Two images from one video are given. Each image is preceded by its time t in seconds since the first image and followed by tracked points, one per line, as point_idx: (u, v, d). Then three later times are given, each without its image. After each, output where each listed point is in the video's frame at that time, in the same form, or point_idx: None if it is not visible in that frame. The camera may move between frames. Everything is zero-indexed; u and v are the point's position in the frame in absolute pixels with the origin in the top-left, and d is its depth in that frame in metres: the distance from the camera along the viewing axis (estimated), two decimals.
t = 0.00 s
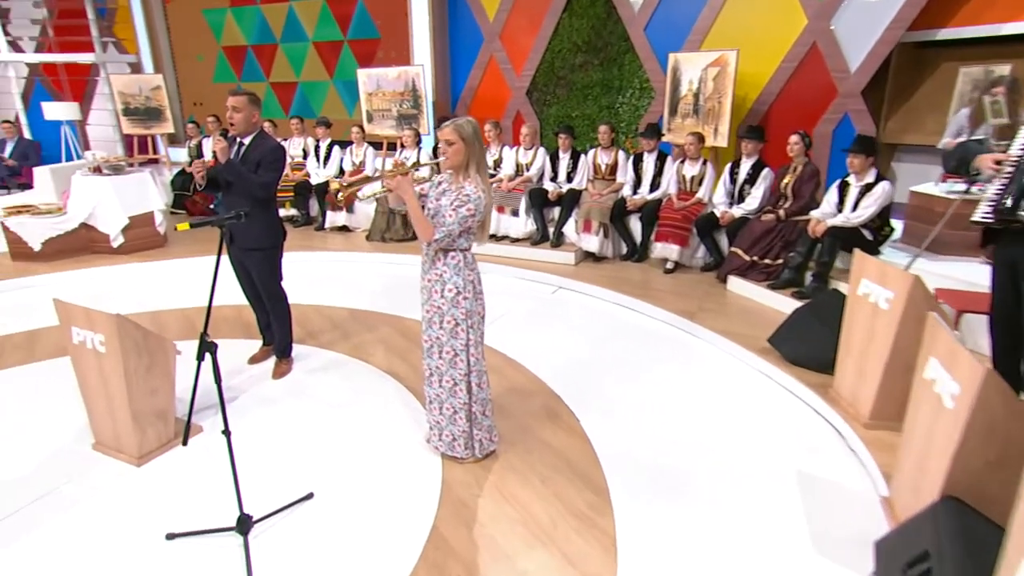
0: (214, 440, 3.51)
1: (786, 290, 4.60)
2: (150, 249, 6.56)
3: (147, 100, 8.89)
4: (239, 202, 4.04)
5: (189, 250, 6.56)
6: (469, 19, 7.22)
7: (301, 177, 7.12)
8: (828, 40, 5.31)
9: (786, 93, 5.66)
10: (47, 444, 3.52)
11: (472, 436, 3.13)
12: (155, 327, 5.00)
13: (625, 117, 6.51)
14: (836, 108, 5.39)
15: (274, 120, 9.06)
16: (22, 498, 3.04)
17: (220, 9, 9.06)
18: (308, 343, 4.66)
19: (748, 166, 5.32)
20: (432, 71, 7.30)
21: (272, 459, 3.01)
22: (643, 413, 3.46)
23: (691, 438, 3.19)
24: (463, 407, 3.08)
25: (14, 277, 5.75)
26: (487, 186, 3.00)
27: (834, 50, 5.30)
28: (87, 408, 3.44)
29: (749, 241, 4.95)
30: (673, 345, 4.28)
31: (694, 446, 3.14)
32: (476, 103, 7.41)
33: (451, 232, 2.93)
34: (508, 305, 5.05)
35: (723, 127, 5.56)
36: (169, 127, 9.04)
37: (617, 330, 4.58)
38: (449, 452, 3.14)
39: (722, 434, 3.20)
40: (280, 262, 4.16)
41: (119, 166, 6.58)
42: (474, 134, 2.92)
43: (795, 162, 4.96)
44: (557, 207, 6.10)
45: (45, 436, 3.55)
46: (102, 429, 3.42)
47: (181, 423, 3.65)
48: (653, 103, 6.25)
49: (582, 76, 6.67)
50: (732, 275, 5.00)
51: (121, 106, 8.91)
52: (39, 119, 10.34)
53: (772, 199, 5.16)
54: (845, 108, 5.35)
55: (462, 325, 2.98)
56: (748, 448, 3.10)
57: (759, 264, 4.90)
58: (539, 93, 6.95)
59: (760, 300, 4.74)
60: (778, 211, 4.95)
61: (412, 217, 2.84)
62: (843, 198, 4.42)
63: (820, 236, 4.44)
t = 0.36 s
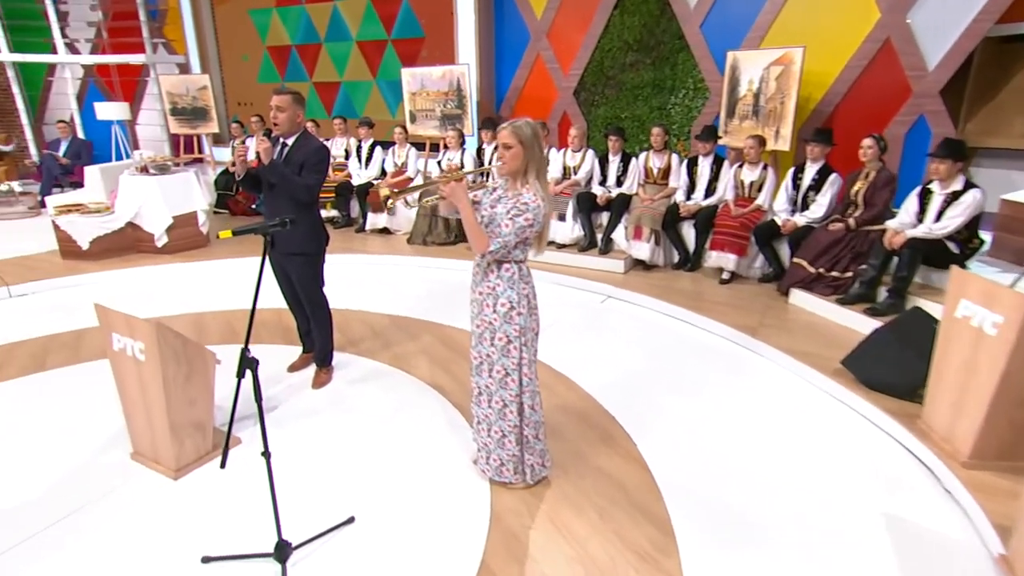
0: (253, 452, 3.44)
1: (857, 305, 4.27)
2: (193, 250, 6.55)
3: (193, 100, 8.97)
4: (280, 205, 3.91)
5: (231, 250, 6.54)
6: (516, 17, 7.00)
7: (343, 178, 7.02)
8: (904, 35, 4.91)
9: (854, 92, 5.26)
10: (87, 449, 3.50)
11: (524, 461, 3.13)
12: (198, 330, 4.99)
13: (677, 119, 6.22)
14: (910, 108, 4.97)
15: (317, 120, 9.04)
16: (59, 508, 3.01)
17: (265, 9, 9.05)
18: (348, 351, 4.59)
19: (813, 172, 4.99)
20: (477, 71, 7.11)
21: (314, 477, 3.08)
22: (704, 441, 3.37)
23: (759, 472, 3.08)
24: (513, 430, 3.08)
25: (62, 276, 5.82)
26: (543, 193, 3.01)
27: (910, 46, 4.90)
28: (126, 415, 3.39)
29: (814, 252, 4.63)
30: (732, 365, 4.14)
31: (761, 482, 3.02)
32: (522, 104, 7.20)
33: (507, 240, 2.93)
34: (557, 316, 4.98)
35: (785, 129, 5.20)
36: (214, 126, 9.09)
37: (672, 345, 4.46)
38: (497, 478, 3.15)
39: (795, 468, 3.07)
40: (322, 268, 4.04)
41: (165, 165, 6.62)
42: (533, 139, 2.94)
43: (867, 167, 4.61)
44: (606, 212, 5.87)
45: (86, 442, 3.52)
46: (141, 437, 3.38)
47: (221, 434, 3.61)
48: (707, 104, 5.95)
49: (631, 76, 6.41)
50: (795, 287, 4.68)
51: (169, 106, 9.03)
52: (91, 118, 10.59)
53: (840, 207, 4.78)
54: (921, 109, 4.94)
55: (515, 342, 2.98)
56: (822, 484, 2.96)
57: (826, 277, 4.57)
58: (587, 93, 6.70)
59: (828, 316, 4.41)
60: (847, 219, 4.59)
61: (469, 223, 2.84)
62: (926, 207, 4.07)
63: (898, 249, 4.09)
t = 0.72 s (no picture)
0: (289, 478, 3.28)
1: (942, 329, 3.90)
2: (228, 254, 6.43)
3: (232, 102, 8.95)
4: (320, 214, 3.74)
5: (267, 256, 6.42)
6: (562, 16, 6.73)
7: (381, 182, 6.84)
8: (993, 31, 4.49)
9: (934, 91, 4.83)
10: (119, 469, 3.37)
11: (578, 497, 2.91)
12: (235, 339, 4.89)
13: (732, 123, 5.87)
14: (997, 112, 4.54)
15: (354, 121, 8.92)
16: (88, 534, 2.88)
17: (308, 12, 9.00)
18: (386, 365, 4.47)
19: (886, 181, 4.61)
20: (521, 73, 6.80)
21: (350, 511, 2.94)
22: (772, 484, 3.11)
23: (841, 526, 2.78)
24: (568, 464, 2.86)
25: (99, 280, 5.76)
26: (608, 204, 2.76)
27: (1000, 44, 4.47)
28: (157, 433, 3.27)
29: (890, 268, 4.25)
30: (797, 393, 3.85)
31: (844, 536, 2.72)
32: (566, 107, 6.91)
33: (567, 255, 2.68)
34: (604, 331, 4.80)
35: (855, 134, 4.84)
36: (252, 129, 9.02)
37: (729, 368, 4.20)
38: (548, 515, 2.93)
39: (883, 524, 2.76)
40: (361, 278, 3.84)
41: (203, 168, 6.55)
42: (598, 145, 2.69)
43: (952, 176, 4.22)
44: (656, 221, 5.63)
45: (117, 461, 3.42)
46: (173, 457, 3.27)
47: (254, 454, 3.48)
48: (766, 108, 5.60)
49: (684, 78, 6.08)
50: (869, 307, 4.31)
51: (209, 108, 9.03)
52: (133, 121, 10.71)
53: (919, 220, 4.41)
54: (1010, 112, 4.50)
55: (573, 369, 2.76)
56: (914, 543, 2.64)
57: (903, 297, 4.19)
58: (635, 96, 6.40)
59: (906, 339, 4.06)
60: (929, 234, 4.21)
61: (524, 235, 2.62)
62: None
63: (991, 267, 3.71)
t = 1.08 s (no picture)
0: (326, 513, 3.03)
1: None
2: (262, 261, 6.29)
3: (269, 105, 8.87)
4: (360, 224, 3.54)
5: (302, 263, 6.22)
6: (609, 15, 6.42)
7: (419, 188, 6.62)
8: None
9: None
10: (147, 497, 3.16)
11: (642, 545, 2.60)
12: (268, 351, 4.72)
13: (794, 128, 5.48)
14: None
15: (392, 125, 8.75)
16: (109, 570, 2.69)
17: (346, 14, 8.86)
18: (426, 385, 4.28)
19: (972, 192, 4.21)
20: (565, 76, 6.52)
21: (388, 551, 2.69)
22: (859, 537, 2.75)
23: None
24: (631, 509, 2.56)
25: (134, 286, 5.64)
26: (684, 221, 2.45)
27: None
28: (186, 457, 3.07)
29: (980, 289, 3.88)
30: (879, 429, 3.48)
31: None
32: (613, 110, 6.58)
33: (637, 277, 2.39)
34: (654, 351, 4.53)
35: (936, 140, 4.41)
36: (288, 132, 8.92)
37: (796, 397, 3.85)
38: (607, 563, 2.64)
39: None
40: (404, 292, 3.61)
41: (239, 173, 6.42)
42: (674, 154, 2.39)
43: None
44: (711, 233, 5.31)
45: (143, 485, 3.26)
46: (202, 483, 3.06)
47: (285, 480, 3.27)
48: (831, 112, 5.21)
49: (741, 80, 5.71)
50: (954, 331, 3.94)
51: (246, 111, 8.97)
52: (172, 124, 10.73)
53: (1011, 236, 4.02)
54: None
55: (640, 404, 2.46)
56: None
57: (995, 321, 3.81)
58: (687, 100, 6.06)
59: (999, 369, 3.68)
60: None
61: (589, 252, 2.33)
62: None
63: None
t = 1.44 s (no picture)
0: (360, 553, 2.76)
1: None
2: (296, 268, 6.10)
3: (305, 108, 8.74)
4: (402, 234, 3.27)
5: (337, 272, 6.01)
6: (661, 14, 6.09)
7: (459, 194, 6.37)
8: None
9: None
10: (170, 527, 2.92)
11: None
12: (301, 365, 4.51)
13: (865, 133, 5.06)
14: None
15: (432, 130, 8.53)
16: None
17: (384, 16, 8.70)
18: (468, 407, 3.99)
19: None
20: (614, 78, 6.21)
21: None
22: None
23: None
24: (705, 564, 2.26)
25: (167, 293, 5.49)
26: (771, 246, 2.11)
27: None
28: (215, 485, 2.84)
29: None
30: (983, 473, 3.06)
31: None
32: (663, 114, 6.23)
33: (719, 310, 2.06)
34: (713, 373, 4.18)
35: None
36: (323, 135, 8.79)
37: (878, 430, 3.45)
38: None
39: None
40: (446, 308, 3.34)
41: (274, 178, 6.26)
42: (758, 170, 2.05)
43: None
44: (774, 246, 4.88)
45: (169, 512, 3.04)
46: (232, 515, 2.82)
47: (319, 510, 3.02)
48: (908, 115, 4.79)
49: (806, 81, 5.31)
50: None
51: (282, 114, 8.86)
52: (208, 127, 10.72)
53: None
54: None
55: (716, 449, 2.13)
56: None
57: None
58: (744, 103, 5.69)
59: None
60: None
61: (648, 293, 2.01)
62: None
63: None
